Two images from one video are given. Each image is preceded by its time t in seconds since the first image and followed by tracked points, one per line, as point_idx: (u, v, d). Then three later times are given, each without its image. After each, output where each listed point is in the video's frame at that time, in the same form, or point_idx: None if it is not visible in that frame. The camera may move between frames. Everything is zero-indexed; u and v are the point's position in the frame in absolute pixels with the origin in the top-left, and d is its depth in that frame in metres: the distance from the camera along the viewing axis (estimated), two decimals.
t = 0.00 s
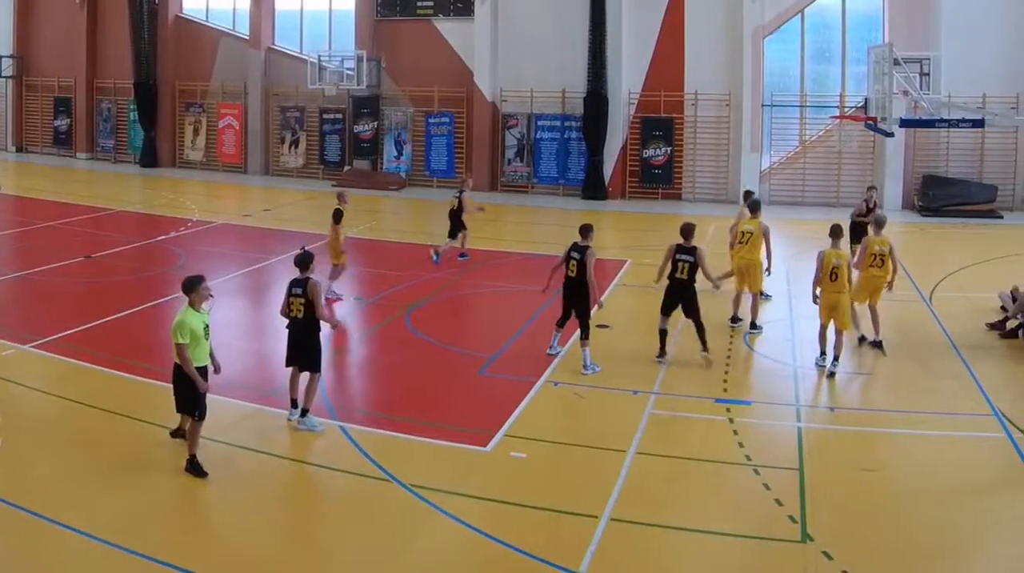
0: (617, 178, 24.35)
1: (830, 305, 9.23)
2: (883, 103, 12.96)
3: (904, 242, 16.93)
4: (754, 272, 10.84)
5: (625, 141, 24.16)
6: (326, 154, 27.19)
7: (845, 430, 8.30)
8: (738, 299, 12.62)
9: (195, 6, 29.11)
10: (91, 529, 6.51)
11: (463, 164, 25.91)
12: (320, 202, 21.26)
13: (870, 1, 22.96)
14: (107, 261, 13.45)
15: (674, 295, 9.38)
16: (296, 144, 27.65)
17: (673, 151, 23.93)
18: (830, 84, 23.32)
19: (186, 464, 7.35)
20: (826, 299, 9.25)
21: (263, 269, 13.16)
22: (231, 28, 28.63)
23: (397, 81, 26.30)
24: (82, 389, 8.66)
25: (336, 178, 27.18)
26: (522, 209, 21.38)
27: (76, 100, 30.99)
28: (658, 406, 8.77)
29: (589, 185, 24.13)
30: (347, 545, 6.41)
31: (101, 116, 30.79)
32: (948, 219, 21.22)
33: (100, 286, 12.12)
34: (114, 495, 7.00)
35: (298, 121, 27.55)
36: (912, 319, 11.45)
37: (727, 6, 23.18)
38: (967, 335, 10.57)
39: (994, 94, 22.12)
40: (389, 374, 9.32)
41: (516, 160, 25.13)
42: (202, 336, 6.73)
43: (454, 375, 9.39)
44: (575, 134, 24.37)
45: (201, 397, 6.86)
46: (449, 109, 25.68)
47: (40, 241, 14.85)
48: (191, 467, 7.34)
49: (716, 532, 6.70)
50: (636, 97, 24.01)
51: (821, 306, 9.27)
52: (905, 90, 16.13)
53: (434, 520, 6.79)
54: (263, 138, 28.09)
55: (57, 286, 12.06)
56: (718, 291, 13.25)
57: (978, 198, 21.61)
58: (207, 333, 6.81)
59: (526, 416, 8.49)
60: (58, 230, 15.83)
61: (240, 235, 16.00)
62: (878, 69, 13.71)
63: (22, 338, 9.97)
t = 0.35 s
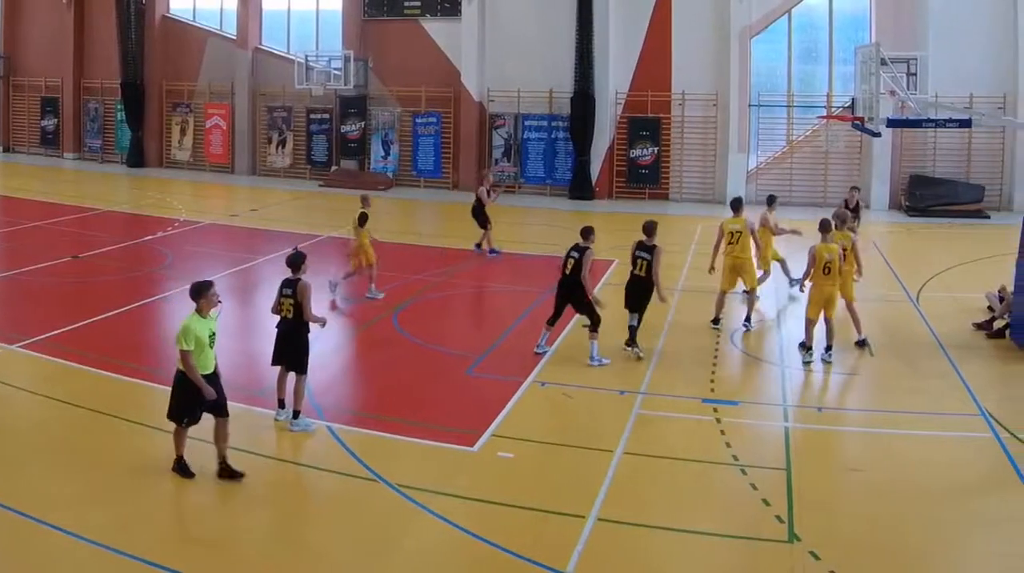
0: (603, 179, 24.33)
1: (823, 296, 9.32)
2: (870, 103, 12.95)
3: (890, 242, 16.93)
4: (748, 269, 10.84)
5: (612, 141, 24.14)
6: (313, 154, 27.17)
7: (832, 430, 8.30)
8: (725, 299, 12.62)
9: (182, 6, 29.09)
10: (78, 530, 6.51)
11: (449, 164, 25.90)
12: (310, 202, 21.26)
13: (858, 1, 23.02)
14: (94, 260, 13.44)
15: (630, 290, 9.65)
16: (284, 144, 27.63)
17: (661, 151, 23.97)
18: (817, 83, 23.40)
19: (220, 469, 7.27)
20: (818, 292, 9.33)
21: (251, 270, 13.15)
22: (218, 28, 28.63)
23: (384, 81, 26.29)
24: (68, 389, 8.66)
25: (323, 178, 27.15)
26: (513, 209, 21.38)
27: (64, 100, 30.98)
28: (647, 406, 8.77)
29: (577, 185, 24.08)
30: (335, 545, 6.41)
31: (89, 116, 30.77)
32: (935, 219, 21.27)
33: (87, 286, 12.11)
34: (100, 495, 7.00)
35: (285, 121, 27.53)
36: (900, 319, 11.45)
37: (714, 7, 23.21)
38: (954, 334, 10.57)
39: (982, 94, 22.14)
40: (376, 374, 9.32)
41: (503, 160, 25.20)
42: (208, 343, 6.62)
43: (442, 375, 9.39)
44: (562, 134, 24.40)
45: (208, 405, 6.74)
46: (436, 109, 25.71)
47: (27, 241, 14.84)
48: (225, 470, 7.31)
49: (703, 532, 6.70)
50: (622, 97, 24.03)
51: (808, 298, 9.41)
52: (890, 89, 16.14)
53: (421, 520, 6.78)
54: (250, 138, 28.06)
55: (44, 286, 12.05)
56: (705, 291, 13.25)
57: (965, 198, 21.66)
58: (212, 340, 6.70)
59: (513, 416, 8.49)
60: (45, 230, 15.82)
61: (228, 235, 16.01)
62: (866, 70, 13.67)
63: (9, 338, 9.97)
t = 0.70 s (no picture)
0: (590, 179, 24.42)
1: (812, 294, 9.36)
2: (856, 104, 12.94)
3: (876, 242, 16.93)
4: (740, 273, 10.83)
5: (598, 140, 24.18)
6: (299, 154, 27.16)
7: (817, 430, 8.30)
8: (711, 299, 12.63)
9: (167, 6, 29.06)
10: (64, 529, 6.51)
11: (435, 163, 25.91)
12: (301, 202, 21.27)
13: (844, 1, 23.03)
14: (81, 260, 13.44)
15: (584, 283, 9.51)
16: (270, 144, 27.63)
17: (646, 151, 23.99)
18: (803, 83, 23.44)
19: (227, 481, 7.10)
20: (807, 289, 9.36)
21: (237, 270, 13.14)
22: (204, 28, 28.62)
23: (370, 81, 26.28)
24: (53, 389, 8.65)
25: (309, 178, 27.13)
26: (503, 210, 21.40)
27: (49, 100, 30.94)
28: (633, 406, 8.78)
29: (562, 184, 24.12)
30: (320, 545, 6.41)
31: (74, 116, 30.74)
32: (920, 219, 21.32)
33: (74, 286, 12.11)
34: (85, 495, 7.00)
35: (271, 121, 27.53)
36: (886, 319, 11.44)
37: (700, 7, 23.22)
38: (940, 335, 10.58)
39: (968, 94, 22.17)
40: (362, 374, 9.32)
41: (489, 160, 25.18)
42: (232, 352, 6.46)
43: (427, 375, 9.40)
44: (548, 134, 24.42)
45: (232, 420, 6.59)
46: (422, 109, 25.73)
47: (13, 240, 14.83)
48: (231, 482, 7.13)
49: (688, 533, 6.70)
50: (608, 97, 24.06)
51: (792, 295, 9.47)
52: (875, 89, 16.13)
53: (407, 520, 6.78)
54: (236, 138, 28.05)
55: (31, 286, 12.04)
56: (691, 291, 13.25)
57: (951, 198, 21.70)
58: (234, 348, 6.54)
59: (499, 415, 8.49)
60: (31, 230, 15.81)
61: (214, 235, 16.01)
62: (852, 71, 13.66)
63: None
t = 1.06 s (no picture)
0: (576, 179, 24.44)
1: (786, 299, 9.30)
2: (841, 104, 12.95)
3: (861, 242, 16.94)
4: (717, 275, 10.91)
5: (584, 139, 24.24)
6: (285, 154, 27.15)
7: (802, 430, 8.30)
8: (698, 299, 12.65)
9: (154, 6, 29.05)
10: (50, 528, 6.52)
11: (421, 163, 25.92)
12: (290, 203, 21.28)
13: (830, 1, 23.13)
14: (68, 260, 13.43)
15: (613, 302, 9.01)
16: (255, 144, 27.64)
17: (632, 151, 23.99)
18: (788, 82, 23.54)
19: (214, 480, 7.15)
20: (783, 295, 9.30)
21: (223, 271, 13.13)
22: (190, 28, 28.66)
23: (356, 81, 26.27)
24: (39, 389, 8.65)
25: (294, 178, 27.13)
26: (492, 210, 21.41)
27: (35, 100, 30.94)
28: (618, 406, 8.77)
29: (548, 184, 24.04)
30: (304, 545, 6.41)
31: (61, 116, 30.73)
32: (906, 219, 21.35)
33: (61, 286, 12.10)
34: (71, 494, 7.00)
35: (257, 121, 27.55)
36: (872, 319, 11.43)
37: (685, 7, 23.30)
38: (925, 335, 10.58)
39: (953, 94, 22.23)
40: (347, 374, 9.31)
41: (474, 160, 25.17)
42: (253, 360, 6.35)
43: (413, 375, 9.39)
44: (534, 134, 24.46)
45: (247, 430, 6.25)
46: (407, 109, 25.65)
47: None
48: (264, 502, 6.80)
49: (673, 532, 6.70)
50: (594, 96, 24.12)
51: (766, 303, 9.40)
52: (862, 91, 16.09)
53: (393, 520, 6.77)
54: (222, 138, 28.03)
55: (18, 286, 12.04)
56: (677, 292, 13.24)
57: (936, 197, 21.73)
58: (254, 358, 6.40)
59: (485, 415, 8.50)
60: (18, 230, 15.80)
61: (200, 235, 16.01)
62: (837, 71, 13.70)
63: None
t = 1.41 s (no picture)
0: (563, 179, 24.42)
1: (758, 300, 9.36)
2: (827, 103, 12.98)
3: (848, 242, 16.95)
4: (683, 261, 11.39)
5: (571, 138, 24.22)
6: (272, 154, 27.12)
7: (790, 430, 8.30)
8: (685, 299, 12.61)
9: (141, 6, 29.02)
10: (36, 528, 6.53)
11: (408, 163, 25.86)
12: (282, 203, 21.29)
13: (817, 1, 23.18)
14: (55, 260, 13.42)
15: (639, 305, 8.97)
16: (242, 144, 27.60)
17: (619, 151, 24.06)
18: (775, 83, 23.55)
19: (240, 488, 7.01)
20: (755, 297, 9.35)
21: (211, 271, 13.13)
22: (177, 28, 28.65)
23: (343, 81, 26.25)
24: (26, 389, 8.65)
25: (281, 178, 27.11)
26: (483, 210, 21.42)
27: (22, 100, 30.89)
28: (605, 406, 8.77)
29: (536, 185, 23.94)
30: (289, 546, 6.41)
31: (48, 116, 30.67)
32: (893, 219, 21.40)
33: (48, 286, 12.09)
34: (57, 494, 7.00)
35: (244, 121, 27.52)
36: (860, 319, 11.43)
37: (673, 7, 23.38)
38: (912, 335, 10.59)
39: (940, 94, 22.36)
40: (333, 375, 9.29)
41: (462, 160, 25.15)
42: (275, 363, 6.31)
43: (399, 375, 9.39)
44: (521, 134, 24.51)
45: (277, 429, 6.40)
46: (394, 109, 25.63)
47: None
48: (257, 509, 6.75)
49: (660, 532, 6.71)
50: (581, 96, 24.14)
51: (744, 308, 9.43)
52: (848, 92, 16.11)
53: (380, 520, 6.78)
54: (208, 138, 27.99)
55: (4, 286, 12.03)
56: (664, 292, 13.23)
57: (923, 197, 21.80)
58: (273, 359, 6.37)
59: (472, 414, 8.50)
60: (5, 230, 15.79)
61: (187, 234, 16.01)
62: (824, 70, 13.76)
63: None
